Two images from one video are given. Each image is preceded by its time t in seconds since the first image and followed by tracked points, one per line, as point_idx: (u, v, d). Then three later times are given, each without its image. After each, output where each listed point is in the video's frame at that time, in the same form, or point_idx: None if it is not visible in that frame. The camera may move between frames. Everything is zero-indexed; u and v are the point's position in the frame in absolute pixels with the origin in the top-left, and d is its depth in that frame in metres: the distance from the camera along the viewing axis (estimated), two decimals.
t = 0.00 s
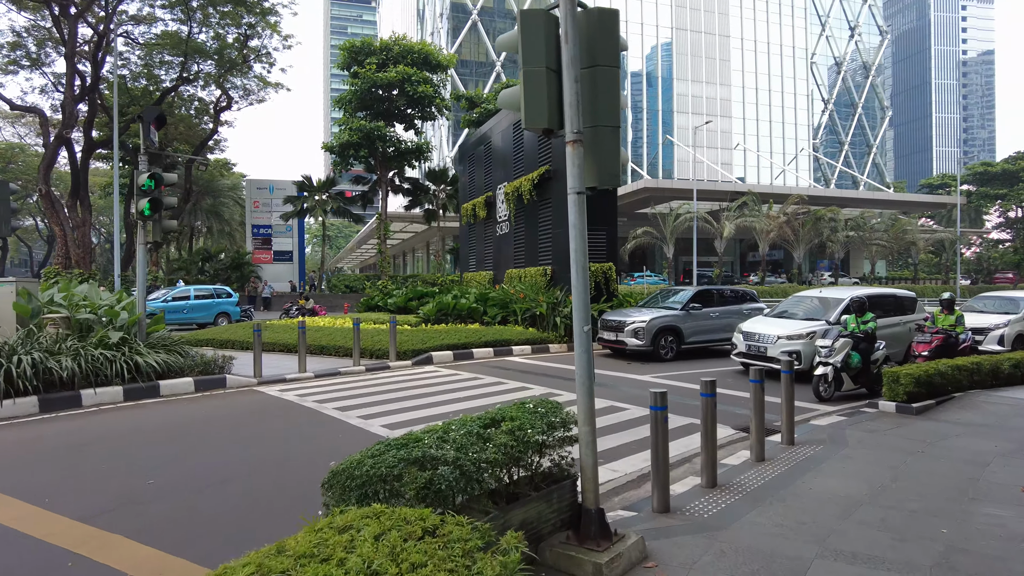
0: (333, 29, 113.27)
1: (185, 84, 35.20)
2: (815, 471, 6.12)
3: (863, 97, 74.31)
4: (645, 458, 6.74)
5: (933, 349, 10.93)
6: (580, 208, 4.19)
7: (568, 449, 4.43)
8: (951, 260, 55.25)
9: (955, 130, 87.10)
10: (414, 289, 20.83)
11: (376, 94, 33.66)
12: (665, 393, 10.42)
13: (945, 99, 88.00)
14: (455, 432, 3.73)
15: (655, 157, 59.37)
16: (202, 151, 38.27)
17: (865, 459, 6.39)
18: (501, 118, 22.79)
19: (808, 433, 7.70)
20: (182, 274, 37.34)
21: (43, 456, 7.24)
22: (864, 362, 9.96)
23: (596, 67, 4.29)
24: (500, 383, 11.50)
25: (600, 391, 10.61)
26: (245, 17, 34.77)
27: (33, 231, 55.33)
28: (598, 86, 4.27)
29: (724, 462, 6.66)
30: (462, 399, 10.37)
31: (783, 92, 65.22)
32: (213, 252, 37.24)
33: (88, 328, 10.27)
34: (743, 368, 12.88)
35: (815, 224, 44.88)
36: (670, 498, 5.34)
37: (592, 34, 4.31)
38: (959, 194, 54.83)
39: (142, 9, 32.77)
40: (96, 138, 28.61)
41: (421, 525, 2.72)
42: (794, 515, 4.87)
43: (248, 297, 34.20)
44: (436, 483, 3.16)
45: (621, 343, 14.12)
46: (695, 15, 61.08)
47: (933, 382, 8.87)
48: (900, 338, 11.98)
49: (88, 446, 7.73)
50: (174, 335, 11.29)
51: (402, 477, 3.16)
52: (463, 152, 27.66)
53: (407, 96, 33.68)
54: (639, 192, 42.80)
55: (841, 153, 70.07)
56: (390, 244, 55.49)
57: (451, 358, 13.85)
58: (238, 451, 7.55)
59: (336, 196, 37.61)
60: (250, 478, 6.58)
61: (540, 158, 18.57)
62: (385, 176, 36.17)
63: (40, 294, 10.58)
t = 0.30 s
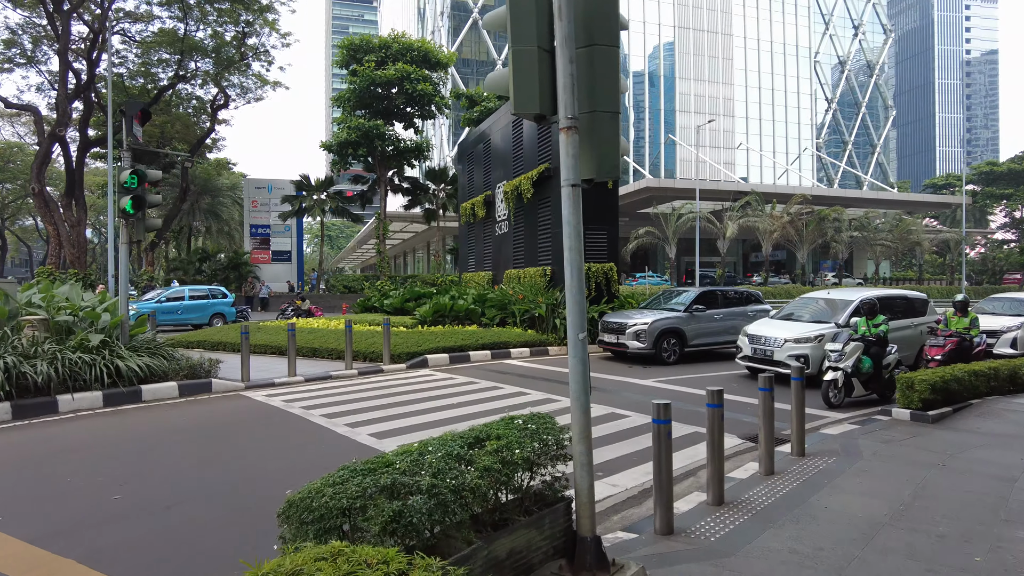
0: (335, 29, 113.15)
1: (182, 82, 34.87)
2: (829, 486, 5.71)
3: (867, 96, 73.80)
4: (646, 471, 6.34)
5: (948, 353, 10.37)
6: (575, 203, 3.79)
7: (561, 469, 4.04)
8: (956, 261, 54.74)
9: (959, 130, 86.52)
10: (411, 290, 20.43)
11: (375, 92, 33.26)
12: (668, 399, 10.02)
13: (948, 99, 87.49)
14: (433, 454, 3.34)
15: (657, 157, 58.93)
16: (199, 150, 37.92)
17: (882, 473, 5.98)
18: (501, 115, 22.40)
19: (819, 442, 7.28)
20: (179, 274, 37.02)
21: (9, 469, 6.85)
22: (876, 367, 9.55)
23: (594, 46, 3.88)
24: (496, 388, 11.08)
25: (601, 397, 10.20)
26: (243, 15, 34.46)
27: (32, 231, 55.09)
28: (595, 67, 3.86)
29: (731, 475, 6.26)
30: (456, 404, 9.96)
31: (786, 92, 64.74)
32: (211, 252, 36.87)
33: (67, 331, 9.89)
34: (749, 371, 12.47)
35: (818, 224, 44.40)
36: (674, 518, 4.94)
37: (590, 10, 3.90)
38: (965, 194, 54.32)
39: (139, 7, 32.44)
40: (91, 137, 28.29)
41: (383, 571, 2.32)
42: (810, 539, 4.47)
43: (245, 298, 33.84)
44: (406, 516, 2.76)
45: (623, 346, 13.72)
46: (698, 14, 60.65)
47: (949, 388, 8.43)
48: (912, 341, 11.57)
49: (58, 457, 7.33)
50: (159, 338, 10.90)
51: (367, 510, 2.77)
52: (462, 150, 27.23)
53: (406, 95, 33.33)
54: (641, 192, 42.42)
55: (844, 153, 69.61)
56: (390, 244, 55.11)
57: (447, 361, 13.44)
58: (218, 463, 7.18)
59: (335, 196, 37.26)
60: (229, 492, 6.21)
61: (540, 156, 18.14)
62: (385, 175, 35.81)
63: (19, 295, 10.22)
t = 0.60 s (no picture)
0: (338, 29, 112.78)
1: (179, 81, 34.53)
2: (847, 501, 5.26)
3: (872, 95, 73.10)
4: (649, 482, 5.91)
5: (963, 355, 9.88)
6: (565, 190, 3.38)
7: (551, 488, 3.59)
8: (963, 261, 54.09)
9: (965, 130, 85.83)
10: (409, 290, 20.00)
11: (374, 90, 32.83)
12: (671, 404, 9.57)
13: (953, 99, 86.89)
14: (398, 476, 2.92)
15: (661, 156, 58.42)
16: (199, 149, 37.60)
17: (904, 487, 5.52)
18: (500, 112, 21.96)
19: (833, 451, 6.82)
20: (178, 275, 36.67)
21: None
22: (890, 371, 9.07)
23: (587, 13, 3.44)
24: (492, 392, 10.64)
25: (602, 401, 9.77)
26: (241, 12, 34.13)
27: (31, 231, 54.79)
28: (588, 37, 3.43)
29: (740, 488, 5.81)
30: (449, 408, 9.53)
31: (790, 91, 64.17)
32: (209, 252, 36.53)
33: (46, 333, 9.52)
34: (755, 374, 12.01)
35: (824, 224, 43.88)
36: (678, 539, 4.50)
37: None
38: (971, 193, 53.70)
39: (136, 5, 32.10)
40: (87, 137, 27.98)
41: None
42: (829, 565, 4.02)
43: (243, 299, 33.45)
44: (362, 554, 2.35)
45: (624, 348, 13.28)
46: (701, 12, 60.18)
47: (969, 393, 7.95)
48: (925, 344, 11.08)
49: (25, 468, 6.91)
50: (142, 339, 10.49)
51: (316, 549, 2.37)
52: (461, 148, 26.77)
53: (405, 93, 32.95)
54: (643, 191, 41.95)
55: (849, 152, 69.01)
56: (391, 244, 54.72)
57: (443, 363, 13.01)
58: (194, 473, 6.79)
59: (334, 195, 36.86)
60: (199, 506, 5.82)
61: (539, 153, 17.71)
62: (385, 174, 35.40)
63: None
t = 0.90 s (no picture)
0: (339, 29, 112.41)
1: (176, 78, 34.13)
2: (867, 518, 4.82)
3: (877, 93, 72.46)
4: (651, 496, 5.49)
5: (981, 357, 9.43)
6: (555, 173, 2.96)
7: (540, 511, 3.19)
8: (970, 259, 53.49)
9: (969, 128, 85.22)
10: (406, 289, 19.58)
11: (374, 87, 32.44)
12: (676, 408, 9.12)
13: (958, 97, 86.28)
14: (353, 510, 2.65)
15: (664, 155, 57.94)
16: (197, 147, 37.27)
17: (927, 502, 5.09)
18: (499, 108, 21.56)
19: (848, 461, 6.38)
20: (175, 274, 36.33)
21: None
22: (904, 373, 8.63)
23: None
24: (488, 395, 10.21)
25: (602, 405, 9.34)
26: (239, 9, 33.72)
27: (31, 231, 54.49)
28: None
29: (749, 502, 5.38)
30: (443, 412, 9.11)
31: (794, 88, 63.60)
32: (208, 251, 36.19)
33: (21, 334, 9.12)
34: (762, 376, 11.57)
35: (829, 222, 43.40)
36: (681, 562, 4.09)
37: None
38: (978, 191, 53.12)
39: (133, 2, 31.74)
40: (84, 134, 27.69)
41: None
42: None
43: (241, 299, 33.11)
44: None
45: (626, 349, 12.86)
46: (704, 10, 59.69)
47: (991, 398, 7.51)
48: (940, 345, 10.63)
49: None
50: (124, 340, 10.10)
51: None
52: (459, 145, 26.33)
53: (404, 90, 32.51)
54: (645, 190, 41.49)
55: (854, 150, 68.40)
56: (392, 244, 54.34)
57: (439, 365, 12.59)
58: (167, 481, 6.39)
59: (333, 193, 36.49)
60: (169, 516, 5.43)
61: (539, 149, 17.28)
62: (384, 172, 34.99)
63: None
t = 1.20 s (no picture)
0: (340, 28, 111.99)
1: (171, 75, 33.79)
2: (886, 541, 4.42)
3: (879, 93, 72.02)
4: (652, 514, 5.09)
5: (996, 361, 9.01)
6: (539, 155, 2.54)
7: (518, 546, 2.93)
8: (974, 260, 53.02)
9: (972, 129, 84.78)
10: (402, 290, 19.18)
11: (372, 85, 32.09)
12: (677, 415, 8.74)
13: (961, 97, 85.96)
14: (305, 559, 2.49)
15: (665, 154, 57.50)
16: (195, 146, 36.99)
17: (952, 523, 4.68)
18: (498, 106, 21.19)
19: (861, 473, 5.99)
20: (171, 274, 35.98)
21: None
22: (917, 379, 8.22)
23: None
24: (482, 400, 9.82)
25: (601, 412, 8.94)
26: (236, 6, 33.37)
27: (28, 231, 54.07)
28: None
29: (756, 521, 4.99)
30: (434, 418, 8.72)
31: (796, 87, 63.18)
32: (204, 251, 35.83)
33: None
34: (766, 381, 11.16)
35: (832, 222, 43.07)
36: None
37: None
38: (982, 191, 52.68)
39: None
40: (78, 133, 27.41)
41: None
42: None
43: (237, 300, 32.81)
44: None
45: (626, 352, 12.46)
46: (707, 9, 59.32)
47: (1010, 405, 7.11)
48: (951, 349, 10.22)
49: None
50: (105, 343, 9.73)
51: None
52: (457, 143, 25.94)
53: (402, 88, 32.15)
54: (646, 189, 41.11)
55: (857, 150, 67.97)
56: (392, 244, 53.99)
57: (433, 368, 12.21)
58: (138, 493, 6.02)
59: (331, 193, 36.15)
60: (133, 533, 5.05)
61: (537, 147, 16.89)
62: (383, 171, 34.63)
63: None
